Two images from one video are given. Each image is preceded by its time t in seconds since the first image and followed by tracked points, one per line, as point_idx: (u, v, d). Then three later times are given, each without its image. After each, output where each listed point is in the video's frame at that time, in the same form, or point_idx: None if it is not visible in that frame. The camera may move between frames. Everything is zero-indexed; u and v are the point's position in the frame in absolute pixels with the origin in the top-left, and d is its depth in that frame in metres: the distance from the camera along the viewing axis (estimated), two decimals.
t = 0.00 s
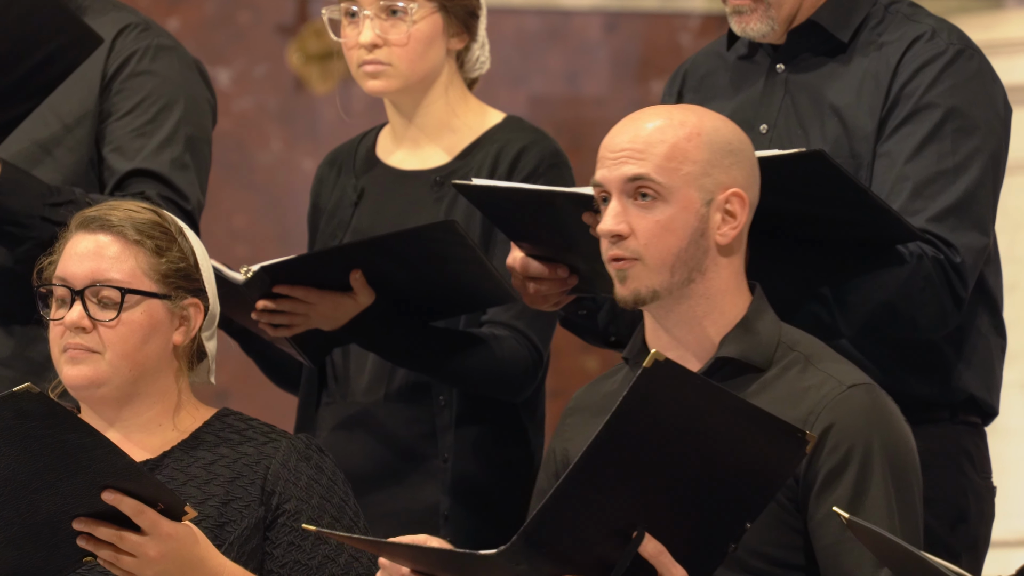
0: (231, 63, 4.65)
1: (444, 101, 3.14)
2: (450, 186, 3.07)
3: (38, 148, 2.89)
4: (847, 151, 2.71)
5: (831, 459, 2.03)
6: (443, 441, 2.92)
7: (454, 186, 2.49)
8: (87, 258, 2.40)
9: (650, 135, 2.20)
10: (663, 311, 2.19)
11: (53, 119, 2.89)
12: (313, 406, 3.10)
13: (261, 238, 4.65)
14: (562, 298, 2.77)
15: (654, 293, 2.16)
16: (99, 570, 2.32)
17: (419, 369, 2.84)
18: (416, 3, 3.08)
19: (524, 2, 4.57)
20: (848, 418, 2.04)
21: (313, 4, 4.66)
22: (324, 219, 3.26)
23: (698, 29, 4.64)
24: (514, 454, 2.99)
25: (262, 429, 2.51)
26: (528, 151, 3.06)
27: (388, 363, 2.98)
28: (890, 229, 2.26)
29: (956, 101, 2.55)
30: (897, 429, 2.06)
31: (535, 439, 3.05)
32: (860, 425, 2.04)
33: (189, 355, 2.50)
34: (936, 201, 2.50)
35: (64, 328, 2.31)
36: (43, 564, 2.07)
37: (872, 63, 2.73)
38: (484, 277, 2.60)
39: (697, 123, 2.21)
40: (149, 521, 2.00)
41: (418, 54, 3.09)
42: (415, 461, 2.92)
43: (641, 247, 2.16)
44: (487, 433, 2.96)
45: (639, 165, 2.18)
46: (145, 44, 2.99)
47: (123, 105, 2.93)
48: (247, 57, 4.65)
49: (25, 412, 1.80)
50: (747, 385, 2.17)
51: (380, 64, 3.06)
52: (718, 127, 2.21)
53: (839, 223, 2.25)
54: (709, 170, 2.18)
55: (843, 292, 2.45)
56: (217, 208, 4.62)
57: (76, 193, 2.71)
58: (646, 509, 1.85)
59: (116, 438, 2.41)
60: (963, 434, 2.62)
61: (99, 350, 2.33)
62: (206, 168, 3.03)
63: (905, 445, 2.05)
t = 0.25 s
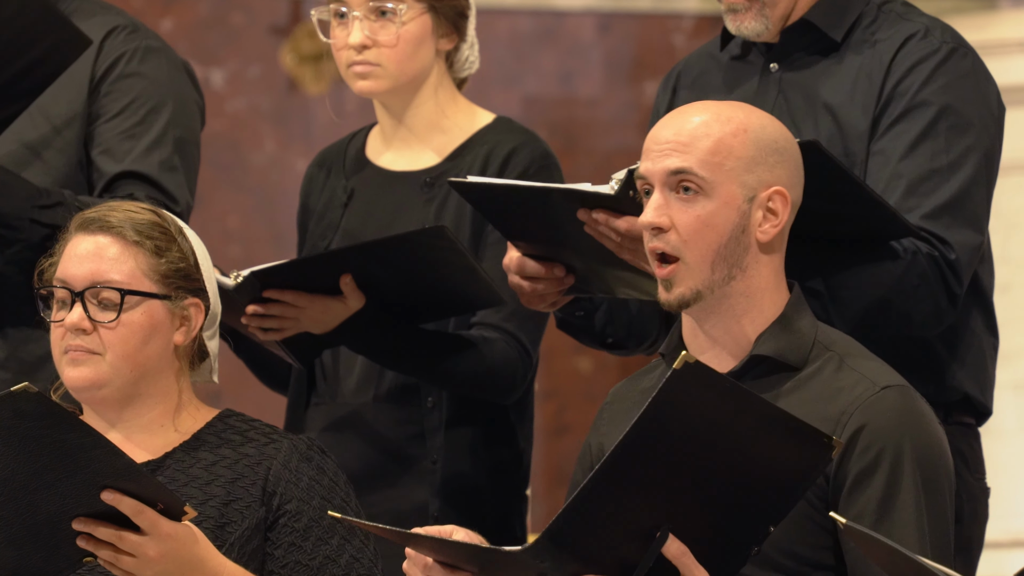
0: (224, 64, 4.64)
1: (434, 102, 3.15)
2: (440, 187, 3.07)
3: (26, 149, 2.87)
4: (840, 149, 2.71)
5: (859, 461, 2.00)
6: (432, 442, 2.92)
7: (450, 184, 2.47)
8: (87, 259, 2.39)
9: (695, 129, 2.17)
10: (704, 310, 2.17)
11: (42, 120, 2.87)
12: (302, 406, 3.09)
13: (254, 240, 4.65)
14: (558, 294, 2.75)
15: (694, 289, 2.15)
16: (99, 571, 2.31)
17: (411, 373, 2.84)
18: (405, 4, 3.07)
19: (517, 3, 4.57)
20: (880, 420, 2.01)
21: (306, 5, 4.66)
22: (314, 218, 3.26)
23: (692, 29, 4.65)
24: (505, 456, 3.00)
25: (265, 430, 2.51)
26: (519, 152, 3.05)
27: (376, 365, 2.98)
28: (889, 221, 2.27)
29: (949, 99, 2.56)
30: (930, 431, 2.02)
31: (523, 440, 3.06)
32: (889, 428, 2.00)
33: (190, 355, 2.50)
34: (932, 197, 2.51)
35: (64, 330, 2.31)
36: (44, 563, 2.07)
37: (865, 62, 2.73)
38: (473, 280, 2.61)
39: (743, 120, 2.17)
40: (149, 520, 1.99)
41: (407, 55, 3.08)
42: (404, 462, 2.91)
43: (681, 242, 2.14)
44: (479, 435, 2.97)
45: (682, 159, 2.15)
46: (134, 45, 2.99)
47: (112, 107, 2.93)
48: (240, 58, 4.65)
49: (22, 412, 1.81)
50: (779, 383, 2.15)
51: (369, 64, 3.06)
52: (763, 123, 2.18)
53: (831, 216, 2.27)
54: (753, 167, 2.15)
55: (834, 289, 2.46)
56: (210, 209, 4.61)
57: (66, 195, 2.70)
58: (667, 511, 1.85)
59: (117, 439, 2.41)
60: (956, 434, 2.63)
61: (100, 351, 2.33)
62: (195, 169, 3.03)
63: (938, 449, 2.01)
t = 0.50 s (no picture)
0: (220, 65, 4.65)
1: (424, 103, 3.15)
2: (429, 188, 3.07)
3: (17, 151, 2.90)
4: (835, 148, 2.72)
5: (884, 462, 2.02)
6: (424, 443, 2.93)
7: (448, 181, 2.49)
8: (93, 258, 2.40)
9: (726, 125, 2.18)
10: (733, 306, 2.19)
11: (32, 122, 2.89)
12: (292, 406, 3.09)
13: (249, 241, 4.65)
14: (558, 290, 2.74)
15: (723, 284, 2.17)
16: (103, 571, 2.31)
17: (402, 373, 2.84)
18: (395, 5, 3.07)
19: (513, 4, 4.58)
20: (905, 420, 2.03)
21: (301, 6, 4.66)
22: (303, 220, 3.26)
23: (687, 31, 4.63)
24: (495, 458, 2.99)
25: (271, 432, 2.51)
26: (509, 153, 3.06)
27: (366, 367, 2.98)
28: (883, 222, 2.27)
29: (944, 98, 2.56)
30: (956, 433, 2.04)
31: (512, 439, 3.05)
32: (916, 428, 2.02)
33: (195, 355, 2.50)
34: (927, 195, 2.51)
35: (69, 329, 2.32)
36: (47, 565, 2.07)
37: (861, 61, 2.74)
38: (464, 281, 2.61)
39: (775, 118, 2.19)
40: (152, 520, 2.00)
41: (398, 55, 3.09)
42: (395, 463, 2.92)
43: (710, 238, 2.16)
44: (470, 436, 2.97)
45: (713, 155, 2.17)
46: (123, 47, 2.98)
47: (103, 108, 2.93)
48: (236, 60, 4.65)
49: (21, 411, 1.81)
50: (807, 381, 2.17)
51: (359, 65, 3.06)
52: (795, 121, 2.19)
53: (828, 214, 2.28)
54: (784, 164, 2.17)
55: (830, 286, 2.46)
56: (205, 209, 4.61)
57: (56, 196, 2.70)
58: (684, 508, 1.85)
59: (123, 439, 2.41)
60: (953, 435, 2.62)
61: (104, 350, 2.33)
62: (186, 170, 3.03)
63: (962, 450, 2.03)
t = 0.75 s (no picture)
0: (216, 66, 4.65)
1: (413, 105, 3.15)
2: (420, 190, 3.07)
3: (10, 151, 2.90)
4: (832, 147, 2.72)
5: (897, 464, 2.02)
6: (412, 444, 2.93)
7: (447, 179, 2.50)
8: (98, 259, 2.42)
9: (751, 126, 2.18)
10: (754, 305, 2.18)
11: (25, 122, 2.89)
12: (282, 405, 3.09)
13: (244, 242, 4.64)
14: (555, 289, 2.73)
15: (746, 285, 2.15)
16: (108, 570, 2.32)
17: (393, 374, 2.83)
18: (385, 6, 3.08)
19: (511, 5, 4.59)
20: (921, 423, 2.04)
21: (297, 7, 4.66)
22: (292, 223, 3.25)
23: (684, 31, 4.61)
24: (489, 459, 2.99)
25: (277, 433, 2.50)
26: (499, 156, 3.06)
27: (354, 370, 2.99)
28: (880, 221, 2.27)
29: (941, 99, 2.57)
30: (971, 438, 2.05)
31: (500, 440, 3.04)
32: (930, 431, 2.03)
33: (202, 355, 2.51)
34: (924, 195, 2.52)
35: (75, 330, 2.33)
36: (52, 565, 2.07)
37: (858, 62, 2.75)
38: (457, 283, 2.61)
39: (799, 119, 2.19)
40: (157, 519, 2.00)
41: (387, 57, 3.08)
42: (385, 463, 2.93)
43: (736, 238, 2.14)
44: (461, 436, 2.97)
45: (738, 156, 2.15)
46: (116, 46, 2.98)
47: (96, 108, 2.93)
48: (232, 60, 4.65)
49: (24, 408, 1.81)
50: (823, 381, 2.17)
51: (349, 66, 3.06)
52: (819, 123, 2.20)
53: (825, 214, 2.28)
54: (809, 166, 2.17)
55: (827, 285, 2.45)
56: (203, 209, 4.61)
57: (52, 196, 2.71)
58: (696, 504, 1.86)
59: (129, 440, 2.42)
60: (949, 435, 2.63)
61: (110, 351, 2.34)
62: (181, 169, 3.04)
63: (975, 454, 2.04)
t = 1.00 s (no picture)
0: (217, 66, 4.65)
1: (405, 105, 3.15)
2: (411, 191, 3.07)
3: (12, 147, 2.89)
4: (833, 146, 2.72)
5: (903, 466, 2.02)
6: (400, 445, 2.93)
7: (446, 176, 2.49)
8: (104, 262, 2.43)
9: (766, 126, 2.17)
10: (763, 306, 2.17)
11: (28, 120, 2.89)
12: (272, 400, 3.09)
13: (245, 242, 4.64)
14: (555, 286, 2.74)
15: (756, 286, 2.15)
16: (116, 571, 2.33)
17: (384, 376, 2.83)
18: (377, 6, 3.07)
19: (512, 5, 4.59)
20: (926, 426, 2.03)
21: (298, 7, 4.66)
22: (284, 220, 3.26)
23: (685, 32, 4.62)
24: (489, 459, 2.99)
25: (285, 433, 2.52)
26: (489, 157, 3.08)
27: (344, 368, 2.99)
28: (881, 220, 2.27)
29: (942, 99, 2.57)
30: (977, 443, 2.05)
31: (489, 441, 3.04)
32: (935, 434, 2.03)
33: (210, 355, 2.52)
34: (925, 195, 2.52)
35: (82, 334, 2.35)
36: (58, 565, 2.07)
37: (859, 62, 2.75)
38: (447, 285, 2.61)
39: (814, 120, 2.18)
40: (164, 519, 2.01)
41: (379, 57, 3.08)
42: (386, 464, 2.93)
43: (748, 239, 2.14)
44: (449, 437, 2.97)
45: (753, 156, 2.14)
46: (118, 42, 2.98)
47: (99, 104, 2.93)
48: (233, 60, 4.66)
49: (30, 409, 1.81)
50: (830, 383, 2.17)
51: (341, 66, 3.05)
52: (833, 125, 2.19)
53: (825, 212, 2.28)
54: (822, 168, 2.16)
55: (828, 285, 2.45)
56: (204, 209, 4.61)
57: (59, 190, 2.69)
58: (707, 506, 1.87)
59: (137, 443, 2.45)
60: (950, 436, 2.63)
61: (117, 353, 2.36)
62: (184, 163, 3.03)
63: (982, 457, 2.04)
